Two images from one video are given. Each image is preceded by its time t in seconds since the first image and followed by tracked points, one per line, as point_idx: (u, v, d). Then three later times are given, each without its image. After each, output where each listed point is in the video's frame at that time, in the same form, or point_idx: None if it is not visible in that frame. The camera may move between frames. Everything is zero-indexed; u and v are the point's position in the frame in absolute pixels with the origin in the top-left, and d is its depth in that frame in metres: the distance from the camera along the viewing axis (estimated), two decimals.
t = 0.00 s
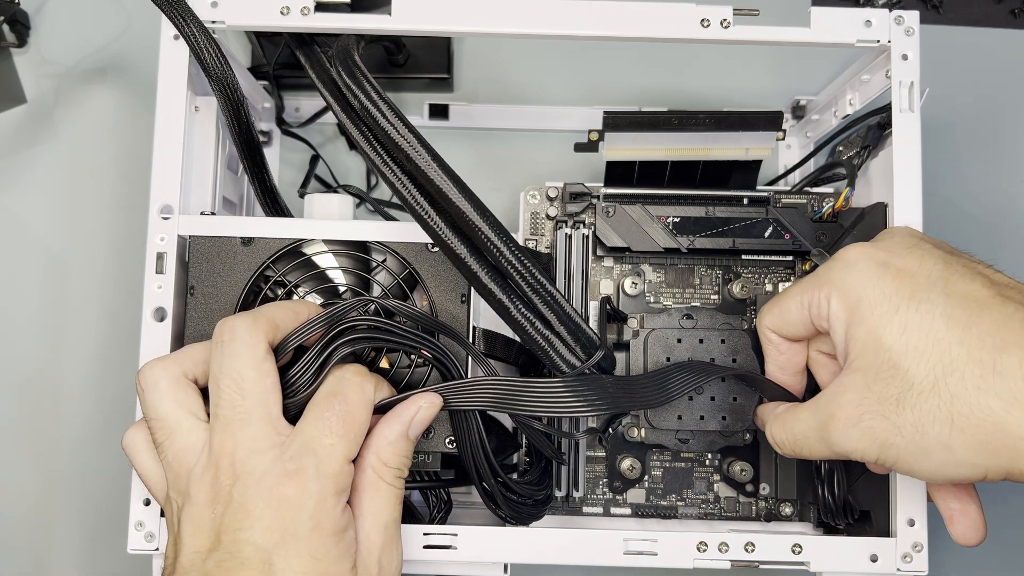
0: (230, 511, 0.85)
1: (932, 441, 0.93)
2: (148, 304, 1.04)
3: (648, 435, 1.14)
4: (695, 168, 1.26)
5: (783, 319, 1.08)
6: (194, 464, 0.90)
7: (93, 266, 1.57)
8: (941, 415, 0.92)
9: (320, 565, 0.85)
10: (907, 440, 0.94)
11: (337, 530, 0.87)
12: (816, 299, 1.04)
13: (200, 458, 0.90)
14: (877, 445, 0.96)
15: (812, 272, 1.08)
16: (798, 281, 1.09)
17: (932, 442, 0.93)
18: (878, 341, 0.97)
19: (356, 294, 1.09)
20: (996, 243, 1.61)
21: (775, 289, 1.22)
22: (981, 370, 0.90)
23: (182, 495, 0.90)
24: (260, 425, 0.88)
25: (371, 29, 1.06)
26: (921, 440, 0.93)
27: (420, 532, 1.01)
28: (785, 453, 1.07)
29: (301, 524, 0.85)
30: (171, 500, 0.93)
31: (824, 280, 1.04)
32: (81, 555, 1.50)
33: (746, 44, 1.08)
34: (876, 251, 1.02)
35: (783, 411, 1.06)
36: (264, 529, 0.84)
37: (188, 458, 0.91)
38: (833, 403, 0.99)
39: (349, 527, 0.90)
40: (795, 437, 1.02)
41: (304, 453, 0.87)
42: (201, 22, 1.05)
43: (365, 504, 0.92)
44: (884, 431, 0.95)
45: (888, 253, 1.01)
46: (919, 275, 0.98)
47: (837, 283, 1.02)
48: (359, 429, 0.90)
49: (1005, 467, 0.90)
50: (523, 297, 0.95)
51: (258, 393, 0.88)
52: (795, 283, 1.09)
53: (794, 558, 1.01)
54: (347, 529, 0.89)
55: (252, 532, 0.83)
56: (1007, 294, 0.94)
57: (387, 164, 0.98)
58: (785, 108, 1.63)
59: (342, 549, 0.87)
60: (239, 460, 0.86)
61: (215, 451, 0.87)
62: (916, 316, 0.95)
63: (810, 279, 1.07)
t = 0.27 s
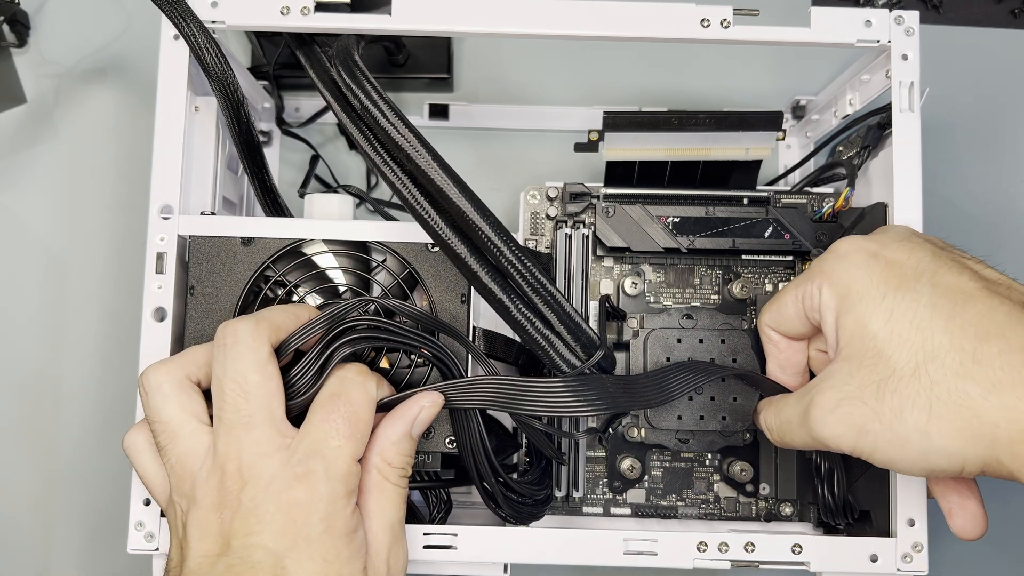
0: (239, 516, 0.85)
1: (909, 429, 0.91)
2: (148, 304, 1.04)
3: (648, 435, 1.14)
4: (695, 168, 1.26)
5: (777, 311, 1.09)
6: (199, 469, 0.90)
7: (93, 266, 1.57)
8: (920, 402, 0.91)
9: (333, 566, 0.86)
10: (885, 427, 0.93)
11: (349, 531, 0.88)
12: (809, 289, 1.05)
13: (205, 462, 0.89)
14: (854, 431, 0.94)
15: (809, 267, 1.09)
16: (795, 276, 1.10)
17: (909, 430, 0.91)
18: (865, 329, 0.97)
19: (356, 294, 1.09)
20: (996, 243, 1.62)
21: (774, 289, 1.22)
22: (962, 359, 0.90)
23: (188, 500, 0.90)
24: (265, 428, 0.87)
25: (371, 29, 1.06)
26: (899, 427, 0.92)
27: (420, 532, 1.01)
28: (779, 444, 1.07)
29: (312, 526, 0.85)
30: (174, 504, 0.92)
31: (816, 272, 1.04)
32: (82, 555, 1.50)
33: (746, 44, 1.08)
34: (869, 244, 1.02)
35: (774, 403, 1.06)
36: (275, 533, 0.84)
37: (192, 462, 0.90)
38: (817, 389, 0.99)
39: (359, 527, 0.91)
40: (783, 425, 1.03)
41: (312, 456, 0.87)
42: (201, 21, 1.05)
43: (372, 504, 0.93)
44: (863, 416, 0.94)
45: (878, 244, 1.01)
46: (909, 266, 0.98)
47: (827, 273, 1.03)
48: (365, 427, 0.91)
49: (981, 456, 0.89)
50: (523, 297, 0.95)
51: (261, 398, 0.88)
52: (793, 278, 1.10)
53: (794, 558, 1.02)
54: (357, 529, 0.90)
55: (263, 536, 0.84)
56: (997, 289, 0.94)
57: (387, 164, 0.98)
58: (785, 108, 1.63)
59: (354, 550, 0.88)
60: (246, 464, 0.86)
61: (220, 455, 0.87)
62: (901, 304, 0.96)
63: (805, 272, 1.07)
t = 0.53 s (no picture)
0: (240, 516, 0.85)
1: (893, 427, 0.91)
2: (148, 304, 1.04)
3: (649, 435, 1.14)
4: (695, 168, 1.26)
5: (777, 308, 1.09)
6: (201, 468, 0.90)
7: (93, 266, 1.57)
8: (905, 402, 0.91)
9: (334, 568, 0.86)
10: (869, 421, 0.93)
11: (350, 533, 0.88)
12: (812, 286, 1.05)
13: (207, 461, 0.89)
14: (839, 424, 0.94)
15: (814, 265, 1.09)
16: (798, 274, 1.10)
17: (893, 428, 0.91)
18: (862, 326, 0.97)
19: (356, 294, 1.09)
20: (995, 242, 1.62)
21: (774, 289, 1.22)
22: (952, 361, 0.89)
23: (189, 499, 0.90)
24: (268, 428, 0.87)
25: (371, 29, 1.06)
26: (883, 425, 0.92)
27: (420, 532, 1.01)
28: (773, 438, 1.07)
29: (314, 527, 0.85)
30: (174, 504, 0.92)
31: (819, 268, 1.05)
32: (82, 555, 1.50)
33: (746, 44, 1.08)
34: (873, 243, 1.02)
35: (768, 395, 1.07)
36: (277, 533, 0.84)
37: (193, 461, 0.90)
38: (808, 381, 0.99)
39: (360, 530, 0.90)
40: (774, 416, 1.03)
41: (314, 457, 0.87)
42: (201, 22, 1.05)
43: (372, 508, 0.93)
44: (848, 409, 0.94)
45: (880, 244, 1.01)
46: (912, 268, 0.97)
47: (830, 269, 1.03)
48: (367, 428, 0.91)
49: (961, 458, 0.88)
50: (524, 297, 0.95)
51: (265, 397, 0.88)
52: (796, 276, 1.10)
53: (794, 558, 1.02)
54: (358, 532, 0.90)
55: (263, 537, 0.84)
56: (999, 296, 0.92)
57: (388, 164, 0.98)
58: (785, 108, 1.63)
59: (354, 553, 0.88)
60: (248, 464, 0.86)
61: (222, 455, 0.87)
62: (900, 303, 0.95)
63: (810, 269, 1.07)
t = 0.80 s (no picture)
0: (235, 515, 0.85)
1: (890, 444, 0.93)
2: (148, 304, 1.04)
3: (649, 435, 1.14)
4: (695, 168, 1.26)
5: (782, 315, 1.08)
6: (197, 465, 0.89)
7: (93, 266, 1.57)
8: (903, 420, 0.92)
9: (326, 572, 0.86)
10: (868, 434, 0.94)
11: (344, 538, 0.88)
12: (819, 294, 1.04)
13: (204, 458, 0.89)
14: (837, 438, 0.95)
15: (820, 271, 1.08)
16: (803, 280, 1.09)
17: (890, 445, 0.92)
18: (866, 340, 0.96)
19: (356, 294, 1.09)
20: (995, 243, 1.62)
21: (774, 289, 1.22)
22: (953, 382, 0.89)
23: (184, 496, 0.90)
24: (266, 427, 0.87)
25: (371, 29, 1.06)
26: (881, 442, 0.93)
27: (420, 532, 1.01)
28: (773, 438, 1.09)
29: (307, 531, 0.85)
30: (170, 501, 0.92)
31: (826, 278, 1.04)
32: (82, 556, 1.50)
33: (746, 44, 1.08)
34: (882, 255, 1.01)
35: (770, 400, 1.07)
36: (270, 534, 0.84)
37: (190, 458, 0.90)
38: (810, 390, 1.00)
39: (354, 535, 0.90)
40: (775, 422, 1.04)
41: (311, 459, 0.87)
42: (201, 22, 1.05)
43: (367, 514, 0.93)
44: (847, 421, 0.95)
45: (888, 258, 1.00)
46: (919, 283, 0.97)
47: (837, 279, 1.02)
48: (365, 432, 0.91)
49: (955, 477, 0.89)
50: (524, 297, 0.96)
51: (264, 397, 0.88)
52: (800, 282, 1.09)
53: (794, 558, 1.02)
54: (352, 537, 0.90)
55: (256, 538, 0.84)
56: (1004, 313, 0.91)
57: (388, 164, 0.98)
58: (785, 107, 1.63)
59: (347, 558, 0.88)
60: (245, 463, 0.86)
61: (219, 453, 0.87)
62: (906, 320, 0.95)
63: (816, 277, 1.07)
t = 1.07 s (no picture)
0: (232, 516, 0.85)
1: (912, 526, 0.92)
2: (148, 304, 1.04)
3: (649, 435, 1.14)
4: (695, 168, 1.26)
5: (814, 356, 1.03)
6: (196, 465, 0.89)
7: (94, 266, 1.57)
8: (930, 511, 0.90)
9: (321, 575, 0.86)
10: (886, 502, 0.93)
11: (341, 542, 0.88)
12: (857, 348, 0.98)
13: (202, 458, 0.89)
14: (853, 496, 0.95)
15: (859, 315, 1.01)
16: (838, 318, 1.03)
17: (913, 528, 0.91)
18: (906, 416, 0.91)
19: (356, 294, 1.09)
20: (994, 243, 1.62)
21: (774, 289, 1.22)
22: (988, 480, 0.87)
23: (182, 495, 0.90)
24: (267, 427, 0.87)
25: (371, 29, 1.06)
26: (903, 522, 0.92)
27: (420, 532, 1.01)
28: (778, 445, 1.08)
29: (304, 534, 0.85)
30: (168, 500, 0.92)
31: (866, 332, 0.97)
32: (82, 556, 1.50)
33: (746, 44, 1.08)
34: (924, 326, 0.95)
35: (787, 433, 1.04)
36: (266, 537, 0.84)
37: (189, 458, 0.90)
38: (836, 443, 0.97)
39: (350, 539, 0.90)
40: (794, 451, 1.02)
41: (310, 462, 0.87)
42: (201, 22, 1.05)
43: (363, 518, 0.93)
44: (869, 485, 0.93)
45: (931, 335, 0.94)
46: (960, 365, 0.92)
47: (880, 343, 0.95)
48: (364, 435, 0.91)
49: (976, 573, 0.88)
50: (523, 297, 0.96)
51: (264, 397, 0.88)
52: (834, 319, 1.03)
53: (794, 558, 1.02)
54: (348, 541, 0.90)
55: (252, 540, 0.84)
56: None
57: (388, 165, 0.98)
58: (785, 107, 1.63)
59: (342, 562, 0.88)
60: (243, 465, 0.86)
61: (218, 453, 0.87)
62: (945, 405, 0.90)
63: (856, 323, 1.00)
